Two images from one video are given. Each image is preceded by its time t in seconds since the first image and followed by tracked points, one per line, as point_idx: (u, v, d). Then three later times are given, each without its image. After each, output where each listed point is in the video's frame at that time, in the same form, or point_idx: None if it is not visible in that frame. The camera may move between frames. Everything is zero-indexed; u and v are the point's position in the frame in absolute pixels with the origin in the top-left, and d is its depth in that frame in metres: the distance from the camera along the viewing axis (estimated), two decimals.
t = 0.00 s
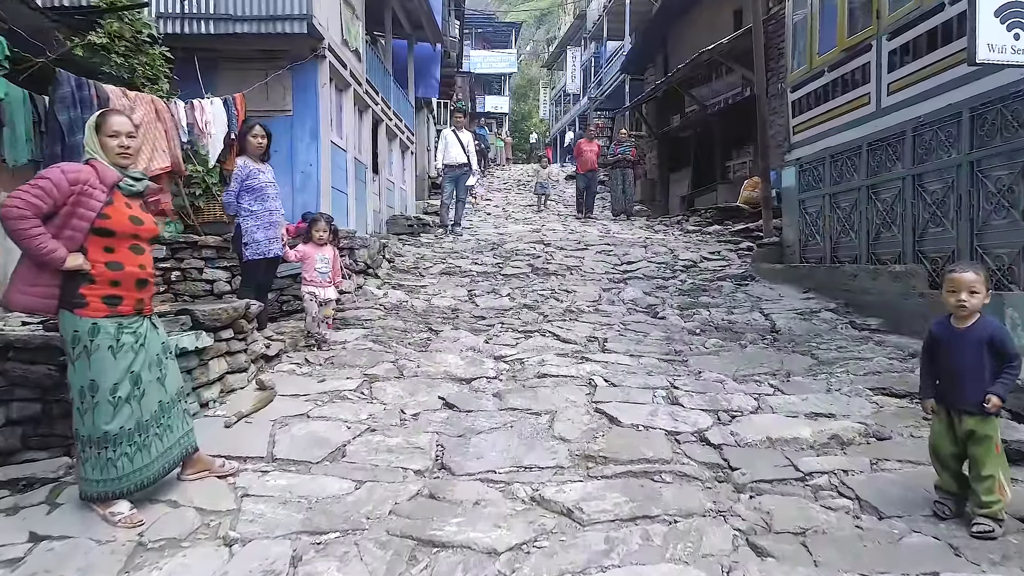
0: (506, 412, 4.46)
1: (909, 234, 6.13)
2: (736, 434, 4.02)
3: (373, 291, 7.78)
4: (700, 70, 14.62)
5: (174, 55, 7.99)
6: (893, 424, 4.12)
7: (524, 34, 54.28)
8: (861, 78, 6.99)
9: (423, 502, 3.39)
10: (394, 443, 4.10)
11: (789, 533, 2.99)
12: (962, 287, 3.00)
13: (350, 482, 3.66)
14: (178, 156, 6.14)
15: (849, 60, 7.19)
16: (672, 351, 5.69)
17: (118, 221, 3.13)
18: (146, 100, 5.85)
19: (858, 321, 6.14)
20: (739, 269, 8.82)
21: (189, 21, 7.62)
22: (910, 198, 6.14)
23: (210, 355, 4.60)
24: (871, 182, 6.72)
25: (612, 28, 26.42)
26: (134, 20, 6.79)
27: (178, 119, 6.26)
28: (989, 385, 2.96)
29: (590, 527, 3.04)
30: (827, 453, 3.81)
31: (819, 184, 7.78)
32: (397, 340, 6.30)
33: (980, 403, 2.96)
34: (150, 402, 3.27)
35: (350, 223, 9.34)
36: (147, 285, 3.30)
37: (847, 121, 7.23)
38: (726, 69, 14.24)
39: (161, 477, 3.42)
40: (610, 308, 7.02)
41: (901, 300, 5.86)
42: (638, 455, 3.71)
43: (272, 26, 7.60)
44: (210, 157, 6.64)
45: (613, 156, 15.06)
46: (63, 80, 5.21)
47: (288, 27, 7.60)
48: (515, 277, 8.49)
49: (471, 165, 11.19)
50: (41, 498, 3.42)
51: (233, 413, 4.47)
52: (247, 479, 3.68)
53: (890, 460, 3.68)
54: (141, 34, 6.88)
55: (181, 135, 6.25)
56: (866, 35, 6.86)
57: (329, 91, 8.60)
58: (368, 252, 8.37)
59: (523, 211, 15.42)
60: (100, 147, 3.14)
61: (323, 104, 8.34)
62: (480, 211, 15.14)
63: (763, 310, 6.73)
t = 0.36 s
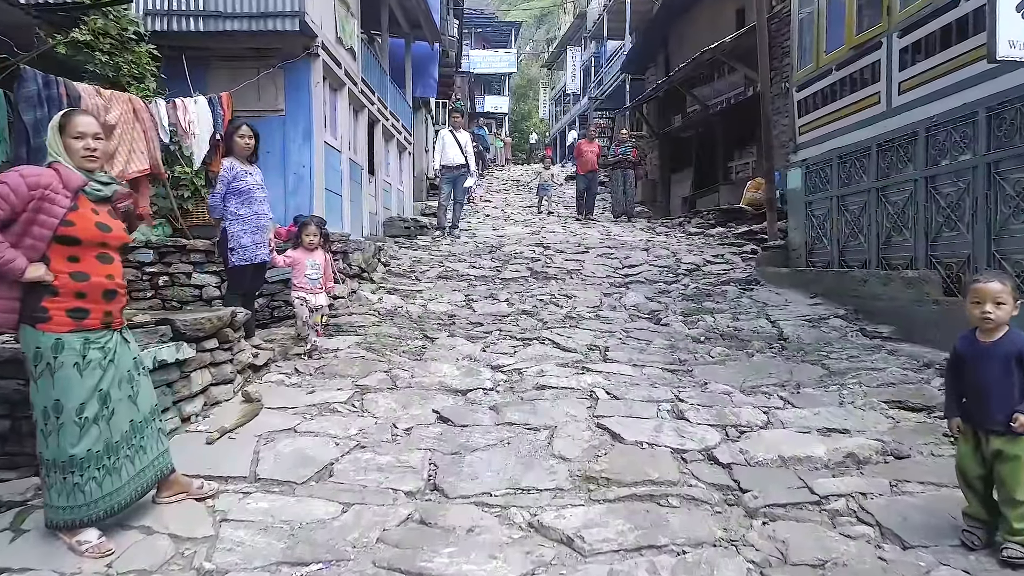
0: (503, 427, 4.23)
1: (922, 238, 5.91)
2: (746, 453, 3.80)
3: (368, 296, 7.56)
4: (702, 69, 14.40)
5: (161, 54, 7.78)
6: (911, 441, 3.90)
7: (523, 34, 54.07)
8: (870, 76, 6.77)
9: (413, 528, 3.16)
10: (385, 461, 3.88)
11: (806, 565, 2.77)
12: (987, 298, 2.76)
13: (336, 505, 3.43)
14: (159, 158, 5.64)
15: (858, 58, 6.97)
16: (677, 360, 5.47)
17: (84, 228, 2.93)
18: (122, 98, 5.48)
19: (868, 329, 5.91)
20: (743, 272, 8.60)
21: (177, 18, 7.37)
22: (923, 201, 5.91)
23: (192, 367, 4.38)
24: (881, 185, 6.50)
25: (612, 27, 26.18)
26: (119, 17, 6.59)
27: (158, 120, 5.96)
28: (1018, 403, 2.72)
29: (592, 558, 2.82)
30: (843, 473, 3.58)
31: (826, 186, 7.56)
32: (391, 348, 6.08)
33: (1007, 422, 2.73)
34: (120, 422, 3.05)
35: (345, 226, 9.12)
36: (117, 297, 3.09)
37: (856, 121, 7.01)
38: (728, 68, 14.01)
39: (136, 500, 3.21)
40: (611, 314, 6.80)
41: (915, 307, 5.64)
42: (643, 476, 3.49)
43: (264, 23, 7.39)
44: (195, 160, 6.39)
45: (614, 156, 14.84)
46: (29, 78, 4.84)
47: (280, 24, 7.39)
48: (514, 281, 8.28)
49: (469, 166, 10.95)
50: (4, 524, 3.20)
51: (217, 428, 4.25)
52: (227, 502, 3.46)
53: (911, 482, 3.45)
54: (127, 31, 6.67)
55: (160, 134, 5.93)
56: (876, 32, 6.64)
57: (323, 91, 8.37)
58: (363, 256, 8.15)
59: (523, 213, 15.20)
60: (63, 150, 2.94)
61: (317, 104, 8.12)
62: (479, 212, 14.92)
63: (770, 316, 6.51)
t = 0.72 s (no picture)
0: (500, 443, 4.01)
1: (936, 242, 5.69)
2: (757, 472, 3.57)
3: (362, 301, 7.34)
4: (704, 68, 14.16)
5: (147, 51, 7.52)
6: (933, 459, 3.67)
7: (523, 33, 53.86)
8: (881, 74, 6.55)
9: (401, 558, 2.93)
10: (374, 482, 3.65)
11: None
12: None
13: (320, 530, 3.20)
14: (135, 159, 5.53)
15: (868, 55, 6.75)
16: (682, 370, 5.25)
17: (43, 235, 2.72)
18: (95, 96, 5.28)
19: (880, 336, 5.69)
20: (748, 276, 8.39)
21: (165, 15, 7.15)
22: (936, 203, 5.69)
23: (173, 380, 4.16)
24: (893, 186, 6.27)
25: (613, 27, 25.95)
26: (104, 12, 6.35)
27: (136, 120, 5.79)
28: None
29: None
30: (862, 495, 3.36)
31: (834, 188, 7.33)
32: (384, 356, 5.86)
33: None
34: (86, 445, 2.82)
35: (339, 229, 8.89)
36: (82, 309, 2.88)
37: (866, 120, 6.77)
38: (731, 66, 13.79)
39: (106, 527, 2.97)
40: (613, 320, 6.58)
41: (931, 314, 5.41)
42: (649, 500, 3.26)
43: (254, 20, 7.16)
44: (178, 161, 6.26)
45: (615, 157, 14.62)
46: None
47: (271, 21, 7.17)
48: (512, 286, 8.05)
49: (467, 167, 10.71)
50: None
51: (197, 445, 4.02)
52: (203, 528, 3.24)
53: (936, 505, 3.22)
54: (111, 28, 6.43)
55: (139, 133, 5.78)
56: (887, 29, 6.42)
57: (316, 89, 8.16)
58: (357, 260, 7.93)
59: (522, 214, 14.98)
60: (21, 151, 2.75)
61: (310, 103, 7.90)
62: (477, 214, 14.71)
63: (777, 323, 6.29)
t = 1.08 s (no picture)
0: (496, 460, 3.79)
1: (950, 246, 5.47)
2: (769, 493, 3.35)
3: (355, 306, 7.12)
4: (706, 67, 13.94)
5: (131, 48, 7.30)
6: (956, 479, 3.45)
7: (523, 33, 53.65)
8: (892, 72, 6.33)
9: None
10: (361, 503, 3.43)
11: None
12: None
13: (301, 557, 2.98)
14: (110, 160, 5.45)
15: (878, 53, 6.54)
16: (686, 380, 5.03)
17: None
18: (66, 94, 5.19)
19: (892, 344, 5.48)
20: (753, 280, 8.17)
21: (152, 11, 6.93)
22: (950, 205, 5.47)
23: (150, 393, 3.94)
24: (904, 187, 6.05)
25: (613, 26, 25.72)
26: (87, 7, 6.11)
27: (111, 118, 5.63)
28: None
29: None
30: (882, 519, 3.14)
31: (842, 189, 7.11)
32: (376, 365, 5.64)
33: None
34: (46, 469, 2.59)
35: (333, 231, 8.68)
36: (43, 322, 2.67)
37: (876, 120, 6.55)
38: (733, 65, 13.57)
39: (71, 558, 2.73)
40: (614, 326, 6.36)
41: (946, 321, 5.18)
42: (655, 526, 3.04)
43: (243, 16, 6.91)
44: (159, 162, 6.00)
45: (616, 157, 14.40)
46: None
47: (261, 17, 6.91)
48: (511, 290, 7.83)
49: (465, 167, 10.49)
50: None
51: (176, 462, 3.80)
52: (176, 554, 3.02)
53: (963, 531, 3.00)
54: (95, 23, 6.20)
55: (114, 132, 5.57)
56: (898, 25, 6.21)
57: (309, 88, 7.93)
58: (351, 263, 7.71)
59: (521, 215, 14.76)
60: None
61: (302, 102, 7.68)
62: (476, 215, 14.50)
63: (785, 329, 6.07)
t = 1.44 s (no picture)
0: (492, 477, 3.58)
1: (965, 249, 5.26)
2: (783, 515, 3.14)
3: (349, 311, 6.91)
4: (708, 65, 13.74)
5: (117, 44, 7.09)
6: (982, 499, 3.24)
7: (523, 33, 53.46)
8: (902, 69, 6.13)
9: None
10: (348, 525, 3.21)
11: None
12: None
13: None
14: (85, 160, 5.00)
15: (887, 49, 6.33)
16: (692, 390, 4.82)
17: None
18: (34, 90, 4.73)
19: (905, 351, 5.27)
20: (757, 283, 7.96)
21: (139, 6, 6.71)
22: (965, 208, 5.27)
23: (127, 406, 3.74)
24: (916, 188, 5.83)
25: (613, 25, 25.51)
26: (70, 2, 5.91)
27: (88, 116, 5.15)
28: None
29: None
30: (906, 544, 2.93)
31: (850, 190, 6.90)
32: (369, 373, 5.43)
33: None
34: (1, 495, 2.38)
35: (327, 233, 8.47)
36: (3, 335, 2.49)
37: (884, 119, 6.35)
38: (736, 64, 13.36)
39: None
40: (616, 331, 6.16)
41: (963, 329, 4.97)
42: (661, 553, 2.83)
43: (233, 12, 6.70)
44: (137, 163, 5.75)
45: (616, 157, 14.19)
46: None
47: (251, 13, 6.71)
48: (509, 293, 7.62)
49: (463, 167, 10.28)
50: None
51: (153, 480, 3.59)
52: None
53: (994, 559, 2.78)
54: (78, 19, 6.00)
55: (87, 128, 5.18)
56: (909, 20, 6.00)
57: (302, 86, 7.72)
58: (345, 266, 7.50)
59: (520, 217, 14.56)
60: None
61: (294, 100, 7.47)
62: (475, 216, 14.29)
63: (792, 336, 5.86)
